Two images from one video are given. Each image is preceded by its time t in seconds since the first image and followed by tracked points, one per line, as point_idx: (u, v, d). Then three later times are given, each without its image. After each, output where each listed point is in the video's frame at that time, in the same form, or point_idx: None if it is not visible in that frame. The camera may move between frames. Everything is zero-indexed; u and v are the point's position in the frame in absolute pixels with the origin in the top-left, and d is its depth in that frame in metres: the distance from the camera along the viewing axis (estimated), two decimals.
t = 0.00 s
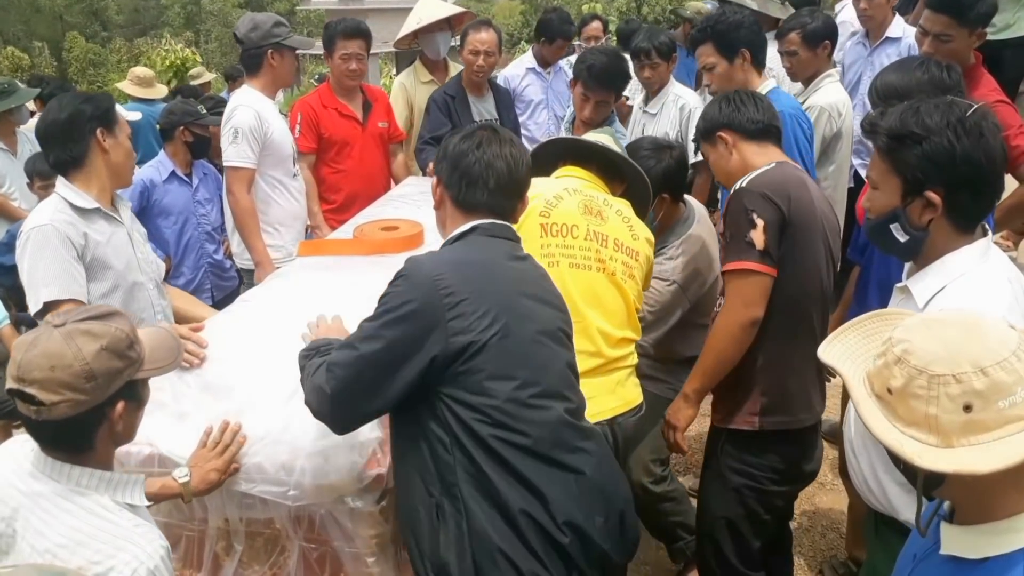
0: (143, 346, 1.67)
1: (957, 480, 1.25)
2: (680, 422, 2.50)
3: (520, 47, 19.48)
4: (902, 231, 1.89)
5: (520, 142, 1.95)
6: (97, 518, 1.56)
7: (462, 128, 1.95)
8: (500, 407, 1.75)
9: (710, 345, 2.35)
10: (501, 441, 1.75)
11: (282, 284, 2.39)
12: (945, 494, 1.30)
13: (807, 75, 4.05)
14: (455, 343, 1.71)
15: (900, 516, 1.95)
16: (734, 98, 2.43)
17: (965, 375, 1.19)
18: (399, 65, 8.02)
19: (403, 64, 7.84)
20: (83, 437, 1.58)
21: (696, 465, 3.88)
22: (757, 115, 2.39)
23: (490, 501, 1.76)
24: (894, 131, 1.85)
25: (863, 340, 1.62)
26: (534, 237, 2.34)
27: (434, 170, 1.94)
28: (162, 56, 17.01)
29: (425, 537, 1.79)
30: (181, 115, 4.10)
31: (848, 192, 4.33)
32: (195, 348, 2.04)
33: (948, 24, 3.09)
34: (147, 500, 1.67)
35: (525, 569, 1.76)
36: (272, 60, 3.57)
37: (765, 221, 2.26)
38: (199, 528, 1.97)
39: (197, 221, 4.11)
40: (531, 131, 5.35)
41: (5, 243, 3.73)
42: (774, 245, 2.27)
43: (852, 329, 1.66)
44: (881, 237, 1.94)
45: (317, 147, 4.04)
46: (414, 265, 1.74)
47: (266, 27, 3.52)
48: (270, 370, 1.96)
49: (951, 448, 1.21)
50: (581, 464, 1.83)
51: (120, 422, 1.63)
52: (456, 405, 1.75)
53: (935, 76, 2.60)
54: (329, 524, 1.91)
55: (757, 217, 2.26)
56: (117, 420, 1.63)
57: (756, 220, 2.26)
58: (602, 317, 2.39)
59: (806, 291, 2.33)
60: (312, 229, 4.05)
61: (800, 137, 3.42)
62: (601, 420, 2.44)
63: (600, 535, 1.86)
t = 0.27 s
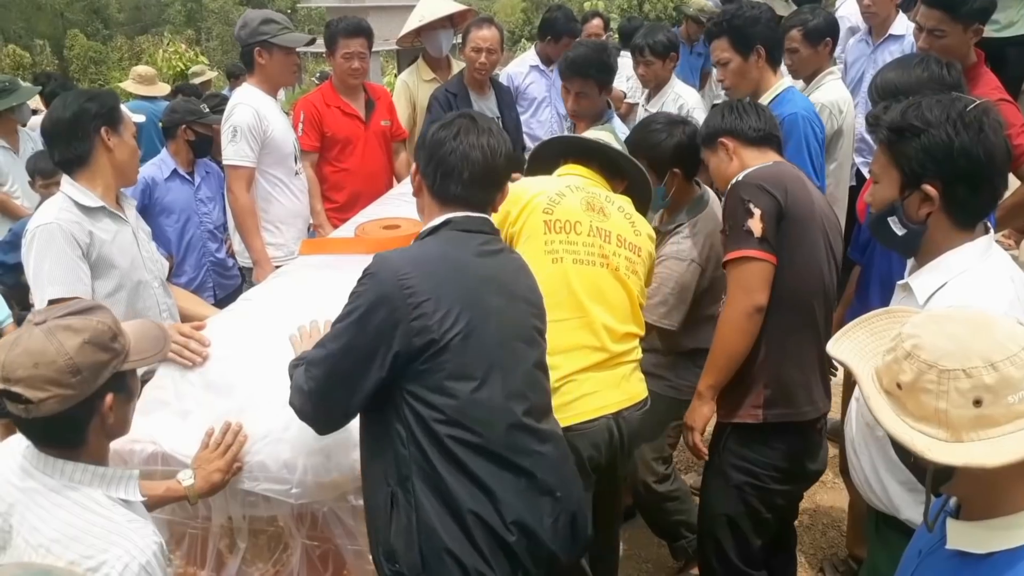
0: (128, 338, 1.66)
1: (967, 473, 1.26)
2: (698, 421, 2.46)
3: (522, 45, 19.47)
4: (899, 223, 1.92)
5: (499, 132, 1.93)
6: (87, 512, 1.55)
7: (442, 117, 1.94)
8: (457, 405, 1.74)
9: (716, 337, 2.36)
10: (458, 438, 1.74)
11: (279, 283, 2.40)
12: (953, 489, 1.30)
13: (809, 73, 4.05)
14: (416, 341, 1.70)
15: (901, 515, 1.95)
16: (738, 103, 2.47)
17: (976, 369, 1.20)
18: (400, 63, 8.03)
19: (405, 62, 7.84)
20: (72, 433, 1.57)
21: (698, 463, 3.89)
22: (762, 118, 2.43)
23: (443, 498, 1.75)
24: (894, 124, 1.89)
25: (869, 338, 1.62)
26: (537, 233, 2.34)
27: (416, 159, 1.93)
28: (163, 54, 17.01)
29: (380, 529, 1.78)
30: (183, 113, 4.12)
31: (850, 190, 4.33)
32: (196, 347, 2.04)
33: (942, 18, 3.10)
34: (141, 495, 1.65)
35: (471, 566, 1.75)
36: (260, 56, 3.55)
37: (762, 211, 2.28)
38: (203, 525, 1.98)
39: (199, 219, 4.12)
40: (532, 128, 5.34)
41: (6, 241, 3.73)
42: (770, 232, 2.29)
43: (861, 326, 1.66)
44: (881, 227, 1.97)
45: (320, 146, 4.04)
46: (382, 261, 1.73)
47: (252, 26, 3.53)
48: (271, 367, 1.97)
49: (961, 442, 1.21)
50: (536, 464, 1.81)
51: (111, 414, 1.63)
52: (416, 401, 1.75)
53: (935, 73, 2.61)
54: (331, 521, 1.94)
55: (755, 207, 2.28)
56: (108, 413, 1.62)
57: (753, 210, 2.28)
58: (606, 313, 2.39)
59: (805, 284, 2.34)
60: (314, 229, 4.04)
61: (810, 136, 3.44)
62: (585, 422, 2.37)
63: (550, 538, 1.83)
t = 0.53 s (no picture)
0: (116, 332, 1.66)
1: (970, 469, 1.26)
2: (700, 420, 2.46)
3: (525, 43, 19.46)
4: (897, 218, 1.97)
5: (476, 119, 1.94)
6: (75, 507, 1.55)
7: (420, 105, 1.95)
8: (443, 382, 1.77)
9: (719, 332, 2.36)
10: (444, 414, 1.77)
11: (276, 283, 2.41)
12: (957, 487, 1.30)
13: (812, 70, 4.05)
14: (403, 320, 1.74)
15: (904, 513, 1.95)
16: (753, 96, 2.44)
17: (976, 366, 1.20)
18: (404, 63, 8.03)
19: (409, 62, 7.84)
20: (63, 426, 1.57)
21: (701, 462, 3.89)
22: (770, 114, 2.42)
23: (430, 473, 1.77)
24: (892, 120, 1.91)
25: (867, 339, 1.62)
26: (540, 230, 2.35)
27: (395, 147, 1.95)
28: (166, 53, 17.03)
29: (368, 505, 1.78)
30: (186, 113, 4.14)
31: (854, 188, 4.33)
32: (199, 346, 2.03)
33: (941, 14, 3.09)
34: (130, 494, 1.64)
35: (459, 538, 1.77)
36: (252, 56, 3.57)
37: (766, 209, 2.27)
38: (206, 522, 1.99)
39: (202, 219, 4.13)
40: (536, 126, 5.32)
41: (10, 240, 3.73)
42: (774, 231, 2.29)
43: (857, 328, 1.66)
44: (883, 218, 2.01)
45: (323, 145, 4.06)
46: (365, 245, 1.76)
47: (247, 25, 3.53)
48: (275, 366, 1.97)
49: (964, 441, 1.21)
50: (520, 436, 1.84)
51: (102, 408, 1.62)
52: (402, 380, 1.77)
53: (935, 71, 2.61)
54: (335, 519, 1.95)
55: (758, 205, 2.27)
56: (99, 407, 1.62)
57: (757, 208, 2.27)
58: (609, 307, 2.41)
59: (808, 281, 2.35)
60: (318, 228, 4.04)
61: (818, 136, 3.43)
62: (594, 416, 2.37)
63: (535, 509, 1.86)
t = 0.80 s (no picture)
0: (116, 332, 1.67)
1: (976, 468, 1.26)
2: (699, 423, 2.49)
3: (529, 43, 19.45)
4: (899, 218, 1.99)
5: (468, 105, 2.03)
6: (66, 506, 1.52)
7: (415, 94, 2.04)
8: (460, 351, 1.85)
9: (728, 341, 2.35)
10: (463, 381, 1.84)
11: (279, 281, 2.42)
12: (962, 487, 1.31)
13: (817, 69, 4.05)
14: (422, 292, 1.81)
15: (908, 512, 1.94)
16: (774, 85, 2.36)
17: (980, 365, 1.20)
18: (408, 62, 8.04)
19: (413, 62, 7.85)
20: (60, 419, 1.57)
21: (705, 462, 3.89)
22: (788, 106, 2.35)
23: (452, 438, 1.84)
24: (892, 120, 1.91)
25: (867, 339, 1.63)
26: (543, 231, 2.36)
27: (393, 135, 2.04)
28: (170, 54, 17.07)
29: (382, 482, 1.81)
30: (191, 112, 4.12)
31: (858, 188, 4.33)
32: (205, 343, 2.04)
33: (942, 11, 3.10)
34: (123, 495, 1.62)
35: (483, 498, 1.84)
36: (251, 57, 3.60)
37: (782, 224, 2.24)
38: (212, 519, 2.00)
39: (206, 218, 4.14)
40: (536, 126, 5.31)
41: (15, 239, 3.75)
42: (790, 249, 2.26)
43: (859, 329, 1.66)
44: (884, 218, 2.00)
45: (327, 144, 4.07)
46: (380, 224, 1.83)
47: (248, 25, 3.55)
48: (279, 364, 1.98)
49: (969, 440, 1.22)
50: (530, 399, 1.94)
51: (97, 407, 1.62)
52: (422, 350, 1.84)
53: (934, 69, 2.61)
54: (339, 516, 1.95)
55: (775, 220, 2.24)
56: (93, 405, 1.62)
57: (774, 223, 2.24)
58: (613, 304, 2.42)
59: (820, 285, 2.33)
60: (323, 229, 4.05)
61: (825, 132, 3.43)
62: (598, 408, 2.39)
63: (548, 468, 1.95)
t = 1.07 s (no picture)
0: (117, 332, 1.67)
1: (983, 466, 1.26)
2: (717, 451, 2.45)
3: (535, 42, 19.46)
4: (905, 223, 1.94)
5: (485, 101, 2.11)
6: (63, 506, 1.52)
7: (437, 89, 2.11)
8: (476, 332, 1.90)
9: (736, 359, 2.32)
10: (480, 360, 1.90)
11: (286, 280, 2.42)
12: (967, 486, 1.31)
13: (823, 69, 4.04)
14: (442, 272, 1.87)
15: (913, 512, 1.94)
16: (777, 81, 2.27)
17: (988, 364, 1.20)
18: (414, 62, 8.05)
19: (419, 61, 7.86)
20: (60, 418, 1.57)
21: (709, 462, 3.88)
22: (791, 103, 2.27)
23: (468, 415, 1.89)
24: (892, 127, 1.89)
25: (876, 338, 1.63)
26: (548, 232, 2.37)
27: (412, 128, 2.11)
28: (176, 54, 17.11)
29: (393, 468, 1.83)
30: (197, 113, 4.13)
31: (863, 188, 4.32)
32: (205, 340, 2.05)
33: (946, 7, 3.10)
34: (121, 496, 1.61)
35: (497, 474, 1.89)
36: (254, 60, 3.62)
37: (787, 245, 2.19)
38: (217, 517, 2.01)
39: (212, 218, 4.14)
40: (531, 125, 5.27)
41: (22, 238, 3.77)
42: (794, 270, 2.22)
43: (868, 327, 1.66)
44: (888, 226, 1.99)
45: (333, 144, 4.08)
46: (401, 207, 1.90)
47: (251, 28, 3.57)
48: (287, 364, 1.98)
49: (976, 438, 1.22)
50: (540, 381, 2.00)
51: (97, 405, 1.62)
52: (441, 329, 1.89)
53: (941, 69, 2.60)
54: (344, 514, 1.96)
55: (780, 241, 2.19)
56: (94, 403, 1.62)
57: (779, 244, 2.19)
58: (619, 302, 2.43)
59: (826, 294, 2.30)
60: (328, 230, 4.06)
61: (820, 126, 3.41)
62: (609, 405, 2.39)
63: (556, 449, 2.01)
